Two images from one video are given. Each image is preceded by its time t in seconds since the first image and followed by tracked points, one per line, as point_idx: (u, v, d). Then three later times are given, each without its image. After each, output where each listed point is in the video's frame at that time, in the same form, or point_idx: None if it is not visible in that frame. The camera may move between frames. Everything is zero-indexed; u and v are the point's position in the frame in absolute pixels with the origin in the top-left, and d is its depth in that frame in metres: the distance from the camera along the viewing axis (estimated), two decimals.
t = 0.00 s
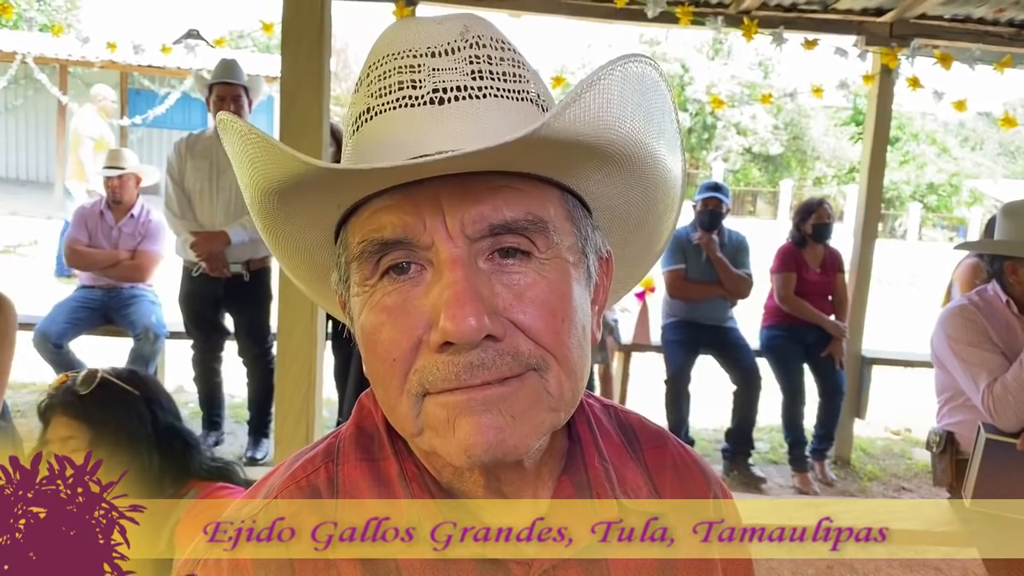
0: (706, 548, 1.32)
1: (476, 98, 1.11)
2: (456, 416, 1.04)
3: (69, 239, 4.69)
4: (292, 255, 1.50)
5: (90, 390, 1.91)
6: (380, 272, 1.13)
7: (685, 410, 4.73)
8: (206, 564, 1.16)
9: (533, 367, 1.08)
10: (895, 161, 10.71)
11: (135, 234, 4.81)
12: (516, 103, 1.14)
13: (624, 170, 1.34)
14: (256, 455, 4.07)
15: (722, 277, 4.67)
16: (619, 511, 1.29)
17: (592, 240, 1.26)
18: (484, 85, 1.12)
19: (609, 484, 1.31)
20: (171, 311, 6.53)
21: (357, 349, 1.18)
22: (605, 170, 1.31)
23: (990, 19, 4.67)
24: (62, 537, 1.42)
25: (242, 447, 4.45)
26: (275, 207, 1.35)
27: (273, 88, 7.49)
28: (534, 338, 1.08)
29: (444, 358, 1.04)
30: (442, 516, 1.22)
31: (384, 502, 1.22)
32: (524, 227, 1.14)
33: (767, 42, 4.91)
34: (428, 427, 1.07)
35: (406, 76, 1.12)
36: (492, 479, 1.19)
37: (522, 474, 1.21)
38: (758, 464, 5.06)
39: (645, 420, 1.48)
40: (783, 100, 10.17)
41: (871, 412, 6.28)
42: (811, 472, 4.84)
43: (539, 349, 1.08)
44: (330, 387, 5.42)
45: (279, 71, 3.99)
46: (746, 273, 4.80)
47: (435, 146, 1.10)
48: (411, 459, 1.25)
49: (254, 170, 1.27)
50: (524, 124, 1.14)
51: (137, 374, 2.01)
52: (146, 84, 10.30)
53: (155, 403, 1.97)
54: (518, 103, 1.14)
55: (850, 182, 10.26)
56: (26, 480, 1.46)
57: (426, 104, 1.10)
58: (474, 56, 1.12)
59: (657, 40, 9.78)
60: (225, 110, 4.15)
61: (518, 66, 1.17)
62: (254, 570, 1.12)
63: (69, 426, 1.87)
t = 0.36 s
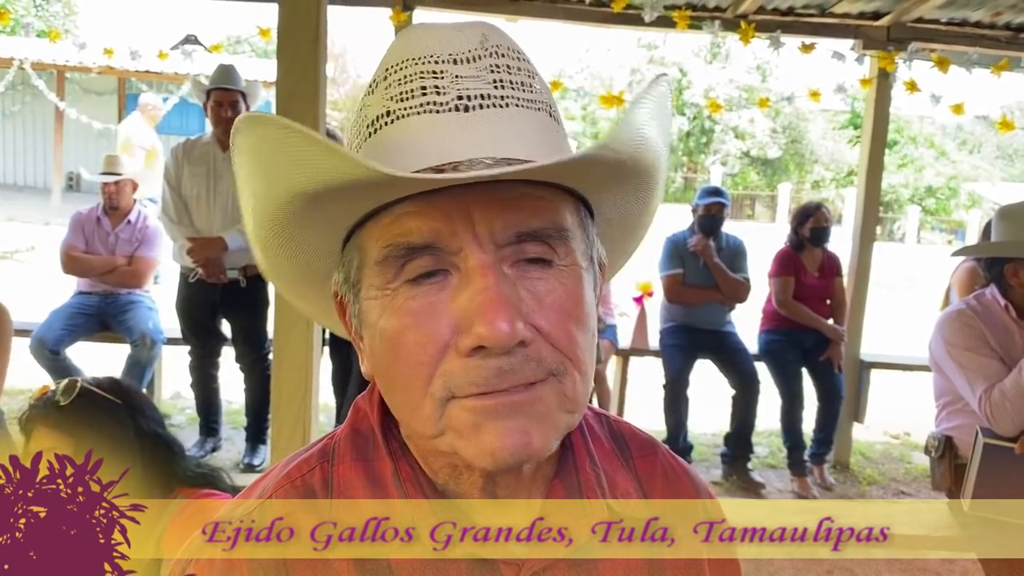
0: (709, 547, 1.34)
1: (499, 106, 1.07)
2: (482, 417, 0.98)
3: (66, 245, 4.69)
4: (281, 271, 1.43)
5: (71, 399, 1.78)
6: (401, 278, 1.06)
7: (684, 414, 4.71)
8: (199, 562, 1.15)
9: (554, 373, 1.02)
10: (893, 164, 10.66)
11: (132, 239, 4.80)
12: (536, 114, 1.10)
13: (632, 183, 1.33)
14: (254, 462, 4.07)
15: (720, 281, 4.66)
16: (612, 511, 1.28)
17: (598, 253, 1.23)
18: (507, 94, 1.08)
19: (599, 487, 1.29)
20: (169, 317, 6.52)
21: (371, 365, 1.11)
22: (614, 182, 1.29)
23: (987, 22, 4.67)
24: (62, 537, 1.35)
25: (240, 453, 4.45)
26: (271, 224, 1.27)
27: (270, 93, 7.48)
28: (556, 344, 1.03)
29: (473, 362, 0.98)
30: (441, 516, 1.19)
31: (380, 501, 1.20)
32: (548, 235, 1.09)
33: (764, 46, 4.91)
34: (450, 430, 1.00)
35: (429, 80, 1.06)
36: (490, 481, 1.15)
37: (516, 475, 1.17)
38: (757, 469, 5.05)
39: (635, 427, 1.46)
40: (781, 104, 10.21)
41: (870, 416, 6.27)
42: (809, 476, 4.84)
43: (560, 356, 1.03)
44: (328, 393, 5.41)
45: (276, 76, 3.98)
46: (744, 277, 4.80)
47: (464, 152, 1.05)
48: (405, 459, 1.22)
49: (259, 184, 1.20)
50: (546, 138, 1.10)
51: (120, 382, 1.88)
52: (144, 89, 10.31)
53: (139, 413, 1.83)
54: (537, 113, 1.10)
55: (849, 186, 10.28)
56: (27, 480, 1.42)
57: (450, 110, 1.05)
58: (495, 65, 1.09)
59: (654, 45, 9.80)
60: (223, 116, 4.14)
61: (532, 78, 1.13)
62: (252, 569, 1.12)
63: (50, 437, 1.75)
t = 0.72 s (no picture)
0: (700, 548, 1.40)
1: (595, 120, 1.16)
2: (591, 409, 1.04)
3: (61, 250, 4.67)
4: (275, 274, 1.32)
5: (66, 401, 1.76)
6: (524, 268, 1.06)
7: (679, 417, 4.72)
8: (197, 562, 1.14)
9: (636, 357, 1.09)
10: (888, 168, 10.65)
11: (126, 245, 4.79)
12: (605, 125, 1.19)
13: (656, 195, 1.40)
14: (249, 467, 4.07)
15: (716, 284, 4.69)
16: (610, 511, 1.34)
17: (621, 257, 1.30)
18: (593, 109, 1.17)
19: (594, 488, 1.34)
20: (164, 323, 6.51)
21: (463, 358, 1.08)
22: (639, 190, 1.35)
23: (980, 26, 4.68)
24: (62, 536, 1.35)
25: (236, 458, 4.44)
26: (304, 219, 1.19)
27: (265, 98, 7.47)
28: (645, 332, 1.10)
29: (594, 350, 1.03)
30: (440, 516, 1.20)
31: (385, 498, 1.20)
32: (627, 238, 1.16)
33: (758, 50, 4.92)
34: (552, 421, 1.05)
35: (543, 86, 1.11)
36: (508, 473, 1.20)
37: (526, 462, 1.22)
38: (753, 473, 5.05)
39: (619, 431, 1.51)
40: (775, 108, 10.21)
41: (865, 420, 6.27)
42: (805, 480, 4.84)
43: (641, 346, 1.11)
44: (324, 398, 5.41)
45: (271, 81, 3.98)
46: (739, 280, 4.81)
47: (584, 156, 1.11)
48: (410, 454, 1.22)
49: (316, 179, 1.11)
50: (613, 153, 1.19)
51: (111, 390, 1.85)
52: (139, 94, 10.29)
53: (130, 418, 1.81)
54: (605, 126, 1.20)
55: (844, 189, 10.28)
56: (26, 480, 1.40)
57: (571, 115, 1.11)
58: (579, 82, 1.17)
59: (648, 49, 9.81)
60: (218, 122, 4.16)
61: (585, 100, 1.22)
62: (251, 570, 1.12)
63: (41, 442, 1.70)
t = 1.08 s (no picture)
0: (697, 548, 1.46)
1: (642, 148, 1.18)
2: (573, 417, 1.04)
3: (56, 253, 4.69)
4: (320, 238, 1.39)
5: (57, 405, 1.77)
6: (534, 271, 1.08)
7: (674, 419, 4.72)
8: (199, 559, 1.12)
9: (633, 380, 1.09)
10: (882, 171, 10.69)
11: (122, 248, 4.81)
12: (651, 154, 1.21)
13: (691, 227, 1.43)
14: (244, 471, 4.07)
15: (710, 285, 4.67)
16: (611, 513, 1.37)
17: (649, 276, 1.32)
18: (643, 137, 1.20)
19: (595, 490, 1.38)
20: (160, 326, 6.50)
21: (460, 346, 1.11)
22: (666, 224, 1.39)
23: (973, 30, 4.71)
24: (61, 536, 1.37)
25: (231, 462, 4.44)
26: (346, 194, 1.25)
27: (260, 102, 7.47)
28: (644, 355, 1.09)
29: (585, 362, 1.03)
30: (440, 515, 1.21)
31: (397, 493, 1.22)
32: (654, 263, 1.17)
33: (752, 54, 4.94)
34: (535, 421, 1.06)
35: (596, 106, 1.14)
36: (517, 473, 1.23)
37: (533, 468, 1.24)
38: (748, 475, 5.07)
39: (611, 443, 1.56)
40: (770, 112, 10.26)
41: (860, 422, 6.29)
42: (800, 482, 4.86)
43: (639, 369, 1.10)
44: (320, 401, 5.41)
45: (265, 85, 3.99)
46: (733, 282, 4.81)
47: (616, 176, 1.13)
48: (422, 448, 1.24)
49: (362, 157, 1.18)
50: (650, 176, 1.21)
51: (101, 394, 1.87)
52: (135, 98, 10.28)
53: (120, 422, 1.80)
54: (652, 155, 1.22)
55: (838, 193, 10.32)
56: (26, 479, 1.42)
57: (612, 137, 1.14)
58: (637, 109, 1.20)
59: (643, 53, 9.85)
60: (213, 125, 4.17)
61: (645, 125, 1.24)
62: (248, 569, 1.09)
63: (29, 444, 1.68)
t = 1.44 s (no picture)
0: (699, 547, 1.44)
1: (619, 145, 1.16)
2: (587, 424, 1.05)
3: (52, 256, 4.68)
4: (312, 272, 1.39)
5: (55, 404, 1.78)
6: (533, 283, 1.08)
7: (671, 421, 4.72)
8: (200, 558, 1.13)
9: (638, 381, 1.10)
10: (878, 173, 10.74)
11: (118, 250, 4.80)
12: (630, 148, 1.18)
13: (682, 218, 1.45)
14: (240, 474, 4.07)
15: (707, 283, 4.71)
16: (611, 512, 1.37)
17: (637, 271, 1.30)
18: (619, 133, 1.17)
19: (591, 490, 1.38)
20: (156, 329, 6.50)
21: (469, 371, 1.11)
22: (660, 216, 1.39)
23: (968, 34, 4.73)
24: (62, 535, 1.37)
25: (228, 464, 4.44)
26: (330, 225, 1.25)
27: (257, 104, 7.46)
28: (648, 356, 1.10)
29: (592, 368, 1.04)
30: (441, 515, 1.21)
31: (396, 493, 1.22)
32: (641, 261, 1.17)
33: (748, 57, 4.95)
34: (548, 431, 1.07)
35: (568, 107, 1.11)
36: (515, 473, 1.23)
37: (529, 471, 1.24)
38: (743, 477, 5.08)
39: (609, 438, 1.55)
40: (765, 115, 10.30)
41: (856, 424, 6.30)
42: (795, 484, 4.87)
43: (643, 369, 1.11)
44: (316, 404, 5.40)
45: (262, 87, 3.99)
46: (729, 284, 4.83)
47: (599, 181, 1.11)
48: (418, 447, 1.24)
49: (338, 185, 1.17)
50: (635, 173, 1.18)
51: (101, 394, 1.86)
52: (131, 100, 10.28)
53: (120, 423, 1.79)
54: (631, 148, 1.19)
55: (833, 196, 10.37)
56: (27, 478, 1.41)
57: (590, 138, 1.12)
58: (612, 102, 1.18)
59: (640, 56, 9.89)
60: (210, 127, 4.16)
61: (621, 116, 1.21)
62: (248, 569, 1.10)
63: (29, 443, 1.69)
